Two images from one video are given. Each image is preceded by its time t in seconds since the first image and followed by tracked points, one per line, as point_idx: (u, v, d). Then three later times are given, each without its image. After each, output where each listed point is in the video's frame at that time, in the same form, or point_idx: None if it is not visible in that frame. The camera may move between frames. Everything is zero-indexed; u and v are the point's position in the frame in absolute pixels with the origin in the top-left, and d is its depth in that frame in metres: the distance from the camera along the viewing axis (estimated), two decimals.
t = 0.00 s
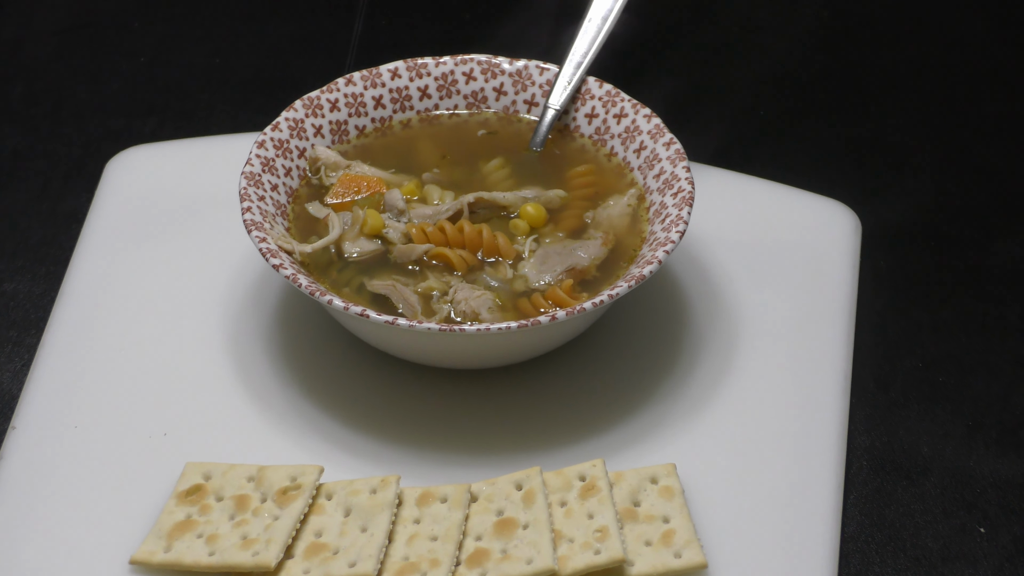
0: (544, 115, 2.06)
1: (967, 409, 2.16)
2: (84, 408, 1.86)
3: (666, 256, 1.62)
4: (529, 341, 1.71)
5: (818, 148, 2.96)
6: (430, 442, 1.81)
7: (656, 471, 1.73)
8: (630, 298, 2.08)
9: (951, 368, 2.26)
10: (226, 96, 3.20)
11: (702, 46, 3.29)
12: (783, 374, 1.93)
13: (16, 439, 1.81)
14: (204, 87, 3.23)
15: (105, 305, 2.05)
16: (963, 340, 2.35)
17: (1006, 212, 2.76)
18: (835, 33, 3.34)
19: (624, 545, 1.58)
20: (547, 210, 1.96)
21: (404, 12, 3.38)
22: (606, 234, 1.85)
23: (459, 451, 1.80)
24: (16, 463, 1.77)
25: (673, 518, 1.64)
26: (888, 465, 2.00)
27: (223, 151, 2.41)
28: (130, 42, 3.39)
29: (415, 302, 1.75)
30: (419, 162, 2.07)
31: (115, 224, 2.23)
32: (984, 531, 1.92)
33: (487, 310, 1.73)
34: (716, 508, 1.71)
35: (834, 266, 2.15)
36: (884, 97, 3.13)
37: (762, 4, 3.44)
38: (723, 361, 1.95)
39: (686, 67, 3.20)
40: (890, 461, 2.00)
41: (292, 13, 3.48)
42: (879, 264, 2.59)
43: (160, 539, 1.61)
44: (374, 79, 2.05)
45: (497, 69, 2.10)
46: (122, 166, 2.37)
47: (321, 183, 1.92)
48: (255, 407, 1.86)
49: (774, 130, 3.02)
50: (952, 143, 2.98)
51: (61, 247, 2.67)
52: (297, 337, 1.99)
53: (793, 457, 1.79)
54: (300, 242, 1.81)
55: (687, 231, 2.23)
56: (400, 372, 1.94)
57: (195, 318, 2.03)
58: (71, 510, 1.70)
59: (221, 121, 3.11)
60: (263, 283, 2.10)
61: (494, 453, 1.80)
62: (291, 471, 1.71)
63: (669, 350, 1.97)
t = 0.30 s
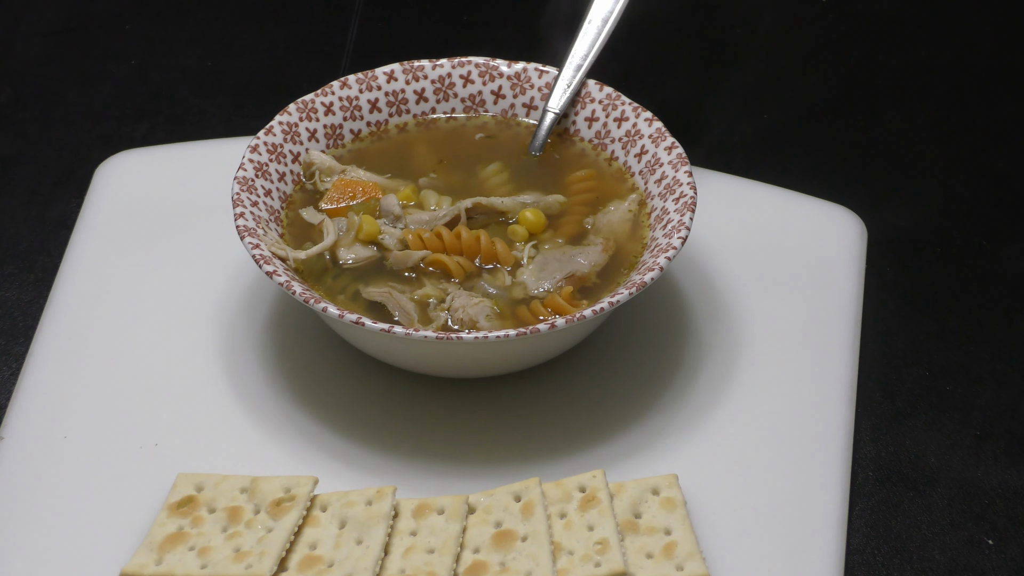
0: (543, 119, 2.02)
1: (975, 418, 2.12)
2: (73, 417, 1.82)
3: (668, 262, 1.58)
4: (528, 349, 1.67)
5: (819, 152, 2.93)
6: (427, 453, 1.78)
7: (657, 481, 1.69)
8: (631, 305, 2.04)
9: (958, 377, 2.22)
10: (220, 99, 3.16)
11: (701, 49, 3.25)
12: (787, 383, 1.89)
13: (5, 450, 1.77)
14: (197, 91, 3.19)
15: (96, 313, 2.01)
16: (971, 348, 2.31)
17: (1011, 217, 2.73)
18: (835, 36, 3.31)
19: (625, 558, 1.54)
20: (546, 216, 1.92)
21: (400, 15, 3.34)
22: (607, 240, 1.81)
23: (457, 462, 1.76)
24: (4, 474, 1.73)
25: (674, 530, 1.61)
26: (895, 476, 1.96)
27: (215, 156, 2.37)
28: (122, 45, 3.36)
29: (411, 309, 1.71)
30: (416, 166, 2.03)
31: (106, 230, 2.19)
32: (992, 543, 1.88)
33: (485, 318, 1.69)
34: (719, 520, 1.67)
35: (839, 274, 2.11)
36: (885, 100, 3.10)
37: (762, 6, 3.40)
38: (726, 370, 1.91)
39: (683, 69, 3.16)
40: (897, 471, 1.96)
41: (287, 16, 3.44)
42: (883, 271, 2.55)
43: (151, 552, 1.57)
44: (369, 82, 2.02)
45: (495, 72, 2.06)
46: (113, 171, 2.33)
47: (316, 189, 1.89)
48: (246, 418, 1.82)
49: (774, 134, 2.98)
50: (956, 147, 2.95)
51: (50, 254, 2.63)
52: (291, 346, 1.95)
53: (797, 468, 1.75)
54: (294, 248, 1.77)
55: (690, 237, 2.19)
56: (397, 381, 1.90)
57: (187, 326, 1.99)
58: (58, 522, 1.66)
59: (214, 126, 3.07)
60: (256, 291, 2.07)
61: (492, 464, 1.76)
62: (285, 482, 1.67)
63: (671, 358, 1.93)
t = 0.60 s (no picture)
0: (545, 121, 1.99)
1: (986, 427, 2.08)
2: (66, 426, 1.79)
3: (673, 268, 1.55)
4: (529, 357, 1.64)
5: (822, 155, 2.89)
6: (427, 462, 1.74)
7: (662, 492, 1.66)
8: (636, 312, 2.00)
9: (969, 385, 2.18)
10: (215, 101, 3.13)
11: (701, 50, 3.21)
12: (794, 391, 1.85)
13: None
14: (192, 93, 3.15)
15: (90, 319, 1.98)
16: (982, 355, 2.27)
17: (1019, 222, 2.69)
18: (838, 38, 3.27)
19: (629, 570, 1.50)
20: (548, 220, 1.88)
21: (399, 16, 3.31)
22: (610, 245, 1.78)
23: (457, 472, 1.72)
24: None
25: (679, 542, 1.57)
26: (904, 486, 1.93)
27: (210, 159, 2.33)
28: (115, 45, 3.32)
29: (411, 316, 1.67)
30: (416, 169, 2.00)
31: (99, 235, 2.16)
32: (1004, 554, 1.85)
33: (486, 325, 1.65)
34: (725, 531, 1.63)
35: (848, 280, 2.07)
36: (890, 103, 3.06)
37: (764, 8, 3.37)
38: (732, 378, 1.88)
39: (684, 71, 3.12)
40: (906, 482, 1.93)
41: (283, 17, 3.41)
42: (890, 276, 2.51)
43: (144, 564, 1.54)
44: (368, 84, 1.98)
45: (496, 74, 2.02)
46: (106, 174, 2.29)
47: (313, 192, 1.85)
48: (240, 427, 1.78)
49: (775, 136, 2.94)
50: (964, 150, 2.91)
51: (41, 259, 2.59)
52: (288, 354, 1.91)
53: (804, 478, 1.71)
54: (291, 253, 1.73)
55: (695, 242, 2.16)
56: (397, 390, 1.86)
57: (180, 333, 1.96)
58: (47, 534, 1.62)
59: (209, 128, 3.04)
60: (252, 296, 2.03)
61: (493, 473, 1.72)
62: (282, 492, 1.63)
63: (677, 366, 1.89)
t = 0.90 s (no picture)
0: (546, 124, 1.95)
1: (996, 437, 2.05)
2: (57, 435, 1.75)
3: (676, 274, 1.51)
4: (530, 365, 1.60)
5: (824, 158, 2.86)
6: (425, 473, 1.70)
7: (665, 503, 1.62)
8: (638, 318, 1.96)
9: (978, 394, 2.15)
10: (208, 104, 3.09)
11: (700, 52, 3.18)
12: (800, 400, 1.82)
13: None
14: (185, 95, 3.12)
15: (81, 327, 1.94)
16: (991, 363, 2.24)
17: None
18: (839, 39, 3.23)
19: None
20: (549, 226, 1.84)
21: (396, 17, 3.27)
22: (612, 251, 1.74)
23: (456, 482, 1.69)
24: None
25: (683, 554, 1.53)
26: (912, 497, 1.89)
27: (202, 162, 2.30)
28: (106, 47, 3.28)
29: (409, 323, 1.63)
30: (414, 173, 1.96)
31: (90, 241, 2.12)
32: (1014, 567, 1.81)
33: (486, 333, 1.61)
34: (730, 543, 1.59)
35: (855, 287, 2.03)
36: (893, 105, 3.03)
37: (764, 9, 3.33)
38: (736, 386, 1.84)
39: (684, 73, 3.09)
40: (914, 493, 1.90)
41: (278, 18, 3.37)
42: (896, 282, 2.48)
43: None
44: (365, 86, 1.94)
45: (496, 76, 1.99)
46: (97, 178, 2.25)
47: (309, 197, 1.81)
48: (232, 438, 1.74)
49: (776, 139, 2.91)
50: (970, 154, 2.88)
51: (31, 264, 2.55)
52: (284, 362, 1.88)
53: (810, 489, 1.67)
54: (286, 259, 1.70)
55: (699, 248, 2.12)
56: (394, 399, 1.82)
57: (172, 340, 1.92)
58: (35, 546, 1.58)
59: (202, 131, 3.00)
60: (246, 303, 1.99)
61: (493, 484, 1.68)
62: (277, 503, 1.59)
63: (680, 374, 1.86)
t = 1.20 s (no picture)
0: (546, 127, 1.92)
1: (1007, 447, 2.02)
2: (47, 445, 1.71)
3: (680, 281, 1.47)
4: (530, 374, 1.56)
5: (827, 161, 2.82)
6: (423, 483, 1.67)
7: (668, 513, 1.58)
8: (641, 325, 1.93)
9: (988, 404, 2.11)
10: (202, 106, 3.06)
11: (700, 53, 3.14)
12: (806, 409, 1.78)
13: None
14: (179, 97, 3.08)
15: (72, 334, 1.90)
16: (1001, 371, 2.20)
17: None
18: (841, 41, 3.20)
19: None
20: (550, 231, 1.81)
21: (394, 19, 3.24)
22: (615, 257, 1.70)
23: (454, 493, 1.65)
24: None
25: (687, 566, 1.49)
26: (921, 508, 1.86)
27: (195, 166, 2.26)
28: (98, 48, 3.24)
29: (407, 331, 1.60)
30: (412, 177, 1.92)
31: (82, 246, 2.08)
32: None
33: (485, 340, 1.58)
34: (734, 555, 1.55)
35: (862, 294, 2.00)
36: (897, 108, 2.99)
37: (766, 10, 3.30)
38: (741, 395, 1.81)
39: (683, 75, 3.05)
40: (923, 504, 1.87)
41: (274, 19, 3.33)
42: (903, 289, 2.44)
43: None
44: (362, 89, 1.91)
45: (496, 78, 1.95)
46: (88, 182, 2.22)
47: (305, 202, 1.78)
48: (224, 448, 1.71)
49: (777, 142, 2.87)
50: (976, 157, 2.84)
51: (22, 270, 2.52)
52: (280, 371, 1.84)
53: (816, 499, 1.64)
54: (281, 265, 1.66)
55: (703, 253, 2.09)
56: (393, 408, 1.79)
57: (164, 348, 1.88)
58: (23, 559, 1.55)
59: (196, 134, 2.97)
60: (241, 311, 1.95)
61: (492, 495, 1.65)
62: (272, 514, 1.56)
63: (684, 382, 1.82)
